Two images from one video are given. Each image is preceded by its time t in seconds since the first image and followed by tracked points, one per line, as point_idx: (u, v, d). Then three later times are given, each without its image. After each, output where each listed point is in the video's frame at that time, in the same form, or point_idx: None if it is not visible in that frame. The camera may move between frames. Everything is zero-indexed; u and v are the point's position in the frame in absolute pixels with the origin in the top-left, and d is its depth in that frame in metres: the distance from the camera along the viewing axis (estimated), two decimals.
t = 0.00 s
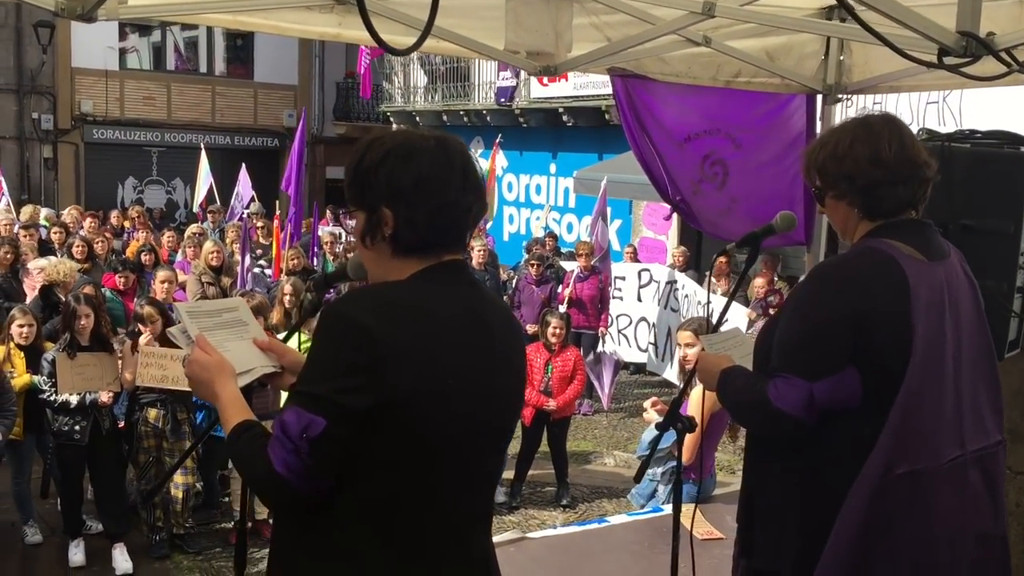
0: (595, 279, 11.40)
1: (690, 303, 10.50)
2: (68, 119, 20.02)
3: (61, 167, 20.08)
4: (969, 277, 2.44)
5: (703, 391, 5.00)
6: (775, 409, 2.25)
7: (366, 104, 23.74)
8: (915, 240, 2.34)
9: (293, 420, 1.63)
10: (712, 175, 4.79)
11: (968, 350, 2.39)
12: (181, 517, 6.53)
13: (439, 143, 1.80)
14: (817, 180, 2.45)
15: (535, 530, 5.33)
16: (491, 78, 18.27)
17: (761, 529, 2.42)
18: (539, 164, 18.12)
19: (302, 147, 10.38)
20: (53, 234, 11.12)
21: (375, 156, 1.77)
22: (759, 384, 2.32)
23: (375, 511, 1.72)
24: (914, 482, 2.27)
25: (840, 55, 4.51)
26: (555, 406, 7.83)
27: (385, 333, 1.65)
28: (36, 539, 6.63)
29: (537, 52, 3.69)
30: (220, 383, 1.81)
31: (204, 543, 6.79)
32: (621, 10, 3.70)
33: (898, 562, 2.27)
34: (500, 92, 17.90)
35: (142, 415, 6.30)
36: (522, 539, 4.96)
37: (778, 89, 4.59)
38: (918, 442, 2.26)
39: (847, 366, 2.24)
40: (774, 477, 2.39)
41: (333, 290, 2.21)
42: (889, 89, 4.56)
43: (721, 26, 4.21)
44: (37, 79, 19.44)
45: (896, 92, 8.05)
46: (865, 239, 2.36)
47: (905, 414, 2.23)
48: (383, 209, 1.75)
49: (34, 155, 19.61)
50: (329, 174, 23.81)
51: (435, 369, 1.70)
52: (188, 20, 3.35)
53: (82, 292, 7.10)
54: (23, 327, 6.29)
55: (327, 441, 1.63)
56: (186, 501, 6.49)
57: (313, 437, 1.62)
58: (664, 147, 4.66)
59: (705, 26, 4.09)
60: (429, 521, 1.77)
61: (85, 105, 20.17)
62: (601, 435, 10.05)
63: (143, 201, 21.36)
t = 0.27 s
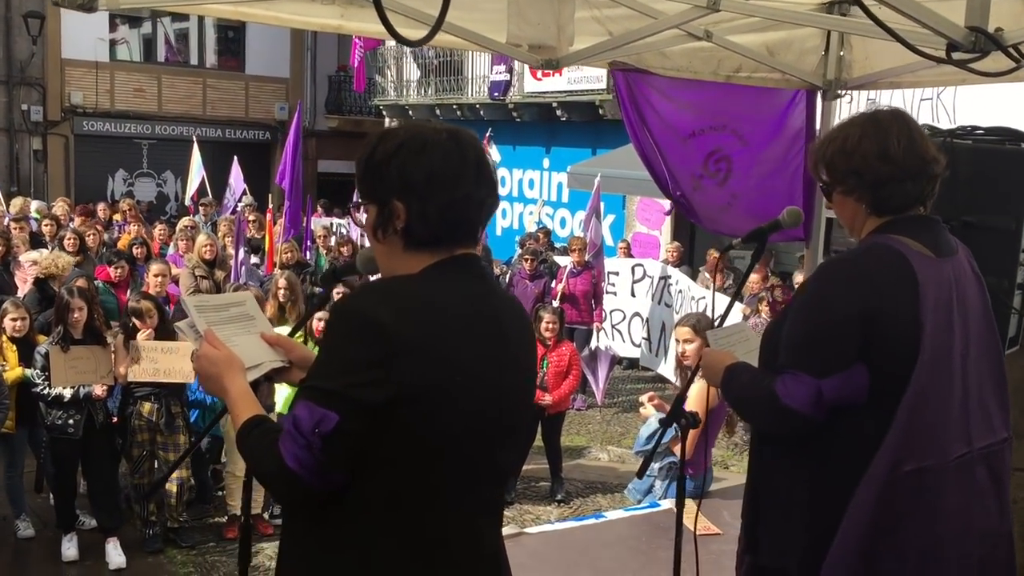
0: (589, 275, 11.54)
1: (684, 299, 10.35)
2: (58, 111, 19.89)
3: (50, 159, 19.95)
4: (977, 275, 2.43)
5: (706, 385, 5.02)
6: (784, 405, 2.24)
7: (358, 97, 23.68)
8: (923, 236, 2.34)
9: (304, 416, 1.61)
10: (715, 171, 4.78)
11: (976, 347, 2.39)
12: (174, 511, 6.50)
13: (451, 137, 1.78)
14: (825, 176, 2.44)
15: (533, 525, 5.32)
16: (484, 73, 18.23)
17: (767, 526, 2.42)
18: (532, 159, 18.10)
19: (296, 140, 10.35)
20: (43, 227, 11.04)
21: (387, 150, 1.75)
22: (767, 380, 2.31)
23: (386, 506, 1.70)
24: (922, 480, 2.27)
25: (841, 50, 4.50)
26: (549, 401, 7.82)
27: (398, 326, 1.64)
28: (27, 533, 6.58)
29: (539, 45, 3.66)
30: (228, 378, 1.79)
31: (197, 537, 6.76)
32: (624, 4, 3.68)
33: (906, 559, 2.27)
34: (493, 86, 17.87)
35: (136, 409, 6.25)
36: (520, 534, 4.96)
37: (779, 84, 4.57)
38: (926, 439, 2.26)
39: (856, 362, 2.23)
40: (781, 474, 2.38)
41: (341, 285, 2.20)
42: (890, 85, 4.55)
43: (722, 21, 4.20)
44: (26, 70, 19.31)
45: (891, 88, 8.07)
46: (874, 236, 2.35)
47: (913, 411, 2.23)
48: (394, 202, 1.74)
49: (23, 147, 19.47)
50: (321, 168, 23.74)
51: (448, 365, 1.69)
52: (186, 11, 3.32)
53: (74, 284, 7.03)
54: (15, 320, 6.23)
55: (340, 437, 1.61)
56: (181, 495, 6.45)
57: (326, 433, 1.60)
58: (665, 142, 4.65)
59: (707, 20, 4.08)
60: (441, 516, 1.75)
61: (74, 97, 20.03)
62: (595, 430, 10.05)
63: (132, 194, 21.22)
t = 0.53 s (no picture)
0: (582, 273, 11.23)
1: (676, 296, 10.45)
2: (47, 106, 19.77)
3: (39, 153, 19.83)
4: (986, 276, 2.43)
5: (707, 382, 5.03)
6: (794, 407, 2.23)
7: (349, 93, 23.61)
8: (933, 237, 2.34)
9: (323, 419, 1.60)
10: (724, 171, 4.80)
11: (986, 348, 2.39)
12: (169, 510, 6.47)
13: (469, 136, 1.77)
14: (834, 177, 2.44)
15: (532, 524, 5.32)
16: (477, 69, 18.19)
17: (776, 529, 2.42)
18: (525, 156, 18.08)
19: (289, 136, 10.31)
20: (35, 224, 10.98)
21: (402, 149, 1.73)
22: (777, 382, 2.31)
23: (404, 509, 1.69)
24: (933, 482, 2.27)
25: (842, 50, 4.50)
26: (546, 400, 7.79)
27: (418, 329, 1.63)
28: (20, 531, 6.54)
29: (542, 44, 3.65)
30: (243, 381, 1.78)
31: (191, 535, 6.73)
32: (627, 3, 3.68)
33: (917, 561, 2.27)
34: (487, 83, 17.84)
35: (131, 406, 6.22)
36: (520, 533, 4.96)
37: (780, 83, 4.57)
38: (937, 442, 2.26)
39: (867, 363, 2.22)
40: (792, 476, 2.38)
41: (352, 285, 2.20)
42: (890, 85, 4.56)
43: (724, 21, 4.20)
44: (15, 65, 19.18)
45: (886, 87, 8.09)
46: (884, 237, 2.35)
47: (924, 413, 2.23)
48: (411, 203, 1.72)
49: (12, 141, 19.36)
50: (313, 164, 23.66)
51: (467, 366, 1.68)
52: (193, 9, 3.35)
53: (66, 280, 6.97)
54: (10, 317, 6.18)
55: (359, 440, 1.60)
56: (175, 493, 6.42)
57: (345, 436, 1.59)
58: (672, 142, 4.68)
59: (709, 20, 4.08)
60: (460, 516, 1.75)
61: (64, 92, 19.91)
62: (589, 428, 10.05)
63: (122, 189, 21.09)
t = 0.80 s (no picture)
0: (586, 271, 11.35)
1: (683, 295, 10.40)
2: (52, 102, 19.78)
3: (44, 150, 19.85)
4: (1012, 277, 2.43)
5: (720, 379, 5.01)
6: (818, 407, 2.24)
7: (354, 91, 23.59)
8: (958, 237, 2.33)
9: (357, 418, 1.61)
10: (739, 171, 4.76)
11: (1012, 350, 2.38)
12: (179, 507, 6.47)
13: (505, 138, 1.77)
14: (858, 177, 2.43)
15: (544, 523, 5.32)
16: (483, 68, 18.18)
17: (800, 530, 2.43)
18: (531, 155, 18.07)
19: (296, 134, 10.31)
20: (41, 220, 10.99)
21: (438, 149, 1.74)
22: (802, 382, 2.31)
23: (437, 507, 1.71)
24: (959, 484, 2.27)
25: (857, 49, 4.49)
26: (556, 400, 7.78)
27: (453, 328, 1.64)
28: (29, 528, 6.55)
29: (559, 42, 3.65)
30: (274, 380, 1.81)
31: (200, 532, 6.73)
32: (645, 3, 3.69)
33: (943, 562, 2.27)
34: (492, 81, 17.83)
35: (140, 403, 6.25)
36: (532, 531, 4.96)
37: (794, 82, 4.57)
38: (964, 444, 2.25)
39: (894, 363, 2.22)
40: (818, 476, 2.38)
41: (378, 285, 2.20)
42: (905, 85, 4.56)
43: (741, 19, 4.20)
44: (21, 61, 19.20)
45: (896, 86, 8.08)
46: (909, 238, 2.34)
47: (951, 415, 2.23)
48: (444, 202, 1.73)
49: (17, 138, 19.39)
50: (317, 161, 23.65)
51: (499, 365, 1.68)
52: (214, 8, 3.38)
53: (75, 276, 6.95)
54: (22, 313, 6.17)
55: (393, 439, 1.61)
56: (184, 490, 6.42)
57: (380, 435, 1.60)
58: (690, 143, 4.64)
59: (726, 19, 4.08)
60: (493, 513, 1.77)
61: (69, 88, 19.91)
62: (595, 427, 10.03)
63: (127, 186, 21.10)
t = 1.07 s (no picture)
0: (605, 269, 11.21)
1: (702, 294, 10.36)
2: (73, 101, 19.91)
3: (65, 147, 19.99)
4: None
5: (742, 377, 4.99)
6: (855, 407, 2.24)
7: (372, 90, 23.62)
8: (997, 237, 2.32)
9: (400, 413, 1.64)
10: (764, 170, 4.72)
11: None
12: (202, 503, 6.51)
13: (562, 140, 1.81)
14: (896, 176, 2.42)
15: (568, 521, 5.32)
16: (502, 66, 18.18)
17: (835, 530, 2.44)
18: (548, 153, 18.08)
19: (315, 133, 10.33)
20: (64, 217, 11.07)
21: (492, 146, 1.77)
22: (839, 382, 2.31)
23: (480, 503, 1.73)
24: (998, 485, 2.25)
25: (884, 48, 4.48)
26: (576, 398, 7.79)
27: (498, 325, 1.67)
28: (54, 523, 6.61)
29: (588, 41, 3.63)
30: (315, 375, 1.83)
31: (223, 528, 6.77)
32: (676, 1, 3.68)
33: (982, 563, 2.26)
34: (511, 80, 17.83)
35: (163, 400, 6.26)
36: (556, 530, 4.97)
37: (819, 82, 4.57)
38: (1003, 446, 2.24)
39: (932, 363, 2.21)
40: (853, 476, 2.39)
41: (417, 283, 2.21)
42: (935, 83, 4.51)
43: (769, 18, 4.21)
44: (42, 60, 19.35)
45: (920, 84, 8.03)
46: (946, 237, 2.33)
47: (990, 418, 2.21)
48: (495, 199, 1.77)
49: (39, 136, 19.56)
50: (335, 160, 23.69)
51: (540, 363, 1.71)
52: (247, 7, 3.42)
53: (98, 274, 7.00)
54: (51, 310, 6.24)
55: (438, 433, 1.64)
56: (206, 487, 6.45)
57: (423, 429, 1.63)
58: (715, 141, 4.58)
59: (754, 17, 4.07)
60: (535, 512, 1.78)
61: (90, 87, 20.03)
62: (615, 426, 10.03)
63: (147, 184, 21.23)
